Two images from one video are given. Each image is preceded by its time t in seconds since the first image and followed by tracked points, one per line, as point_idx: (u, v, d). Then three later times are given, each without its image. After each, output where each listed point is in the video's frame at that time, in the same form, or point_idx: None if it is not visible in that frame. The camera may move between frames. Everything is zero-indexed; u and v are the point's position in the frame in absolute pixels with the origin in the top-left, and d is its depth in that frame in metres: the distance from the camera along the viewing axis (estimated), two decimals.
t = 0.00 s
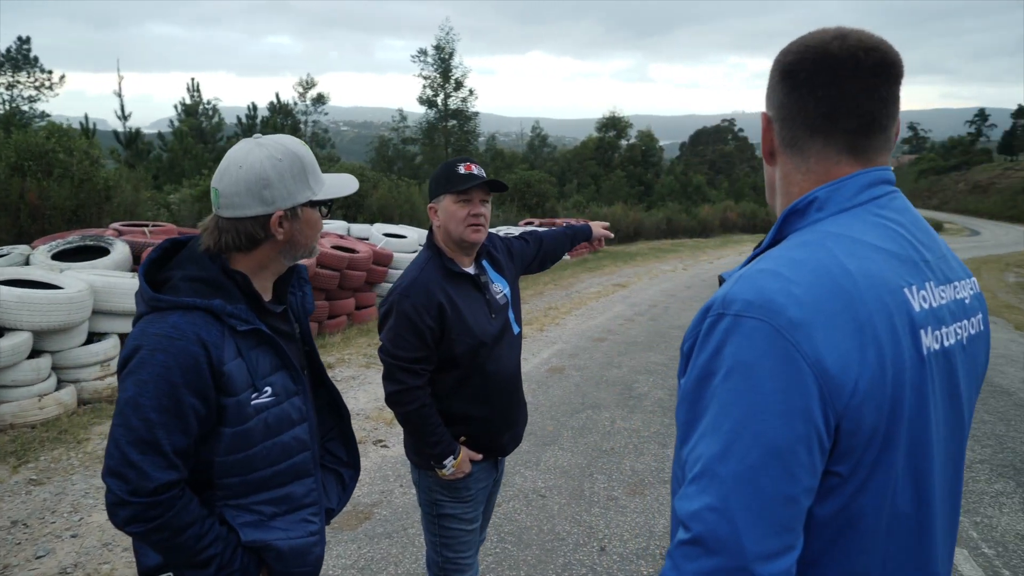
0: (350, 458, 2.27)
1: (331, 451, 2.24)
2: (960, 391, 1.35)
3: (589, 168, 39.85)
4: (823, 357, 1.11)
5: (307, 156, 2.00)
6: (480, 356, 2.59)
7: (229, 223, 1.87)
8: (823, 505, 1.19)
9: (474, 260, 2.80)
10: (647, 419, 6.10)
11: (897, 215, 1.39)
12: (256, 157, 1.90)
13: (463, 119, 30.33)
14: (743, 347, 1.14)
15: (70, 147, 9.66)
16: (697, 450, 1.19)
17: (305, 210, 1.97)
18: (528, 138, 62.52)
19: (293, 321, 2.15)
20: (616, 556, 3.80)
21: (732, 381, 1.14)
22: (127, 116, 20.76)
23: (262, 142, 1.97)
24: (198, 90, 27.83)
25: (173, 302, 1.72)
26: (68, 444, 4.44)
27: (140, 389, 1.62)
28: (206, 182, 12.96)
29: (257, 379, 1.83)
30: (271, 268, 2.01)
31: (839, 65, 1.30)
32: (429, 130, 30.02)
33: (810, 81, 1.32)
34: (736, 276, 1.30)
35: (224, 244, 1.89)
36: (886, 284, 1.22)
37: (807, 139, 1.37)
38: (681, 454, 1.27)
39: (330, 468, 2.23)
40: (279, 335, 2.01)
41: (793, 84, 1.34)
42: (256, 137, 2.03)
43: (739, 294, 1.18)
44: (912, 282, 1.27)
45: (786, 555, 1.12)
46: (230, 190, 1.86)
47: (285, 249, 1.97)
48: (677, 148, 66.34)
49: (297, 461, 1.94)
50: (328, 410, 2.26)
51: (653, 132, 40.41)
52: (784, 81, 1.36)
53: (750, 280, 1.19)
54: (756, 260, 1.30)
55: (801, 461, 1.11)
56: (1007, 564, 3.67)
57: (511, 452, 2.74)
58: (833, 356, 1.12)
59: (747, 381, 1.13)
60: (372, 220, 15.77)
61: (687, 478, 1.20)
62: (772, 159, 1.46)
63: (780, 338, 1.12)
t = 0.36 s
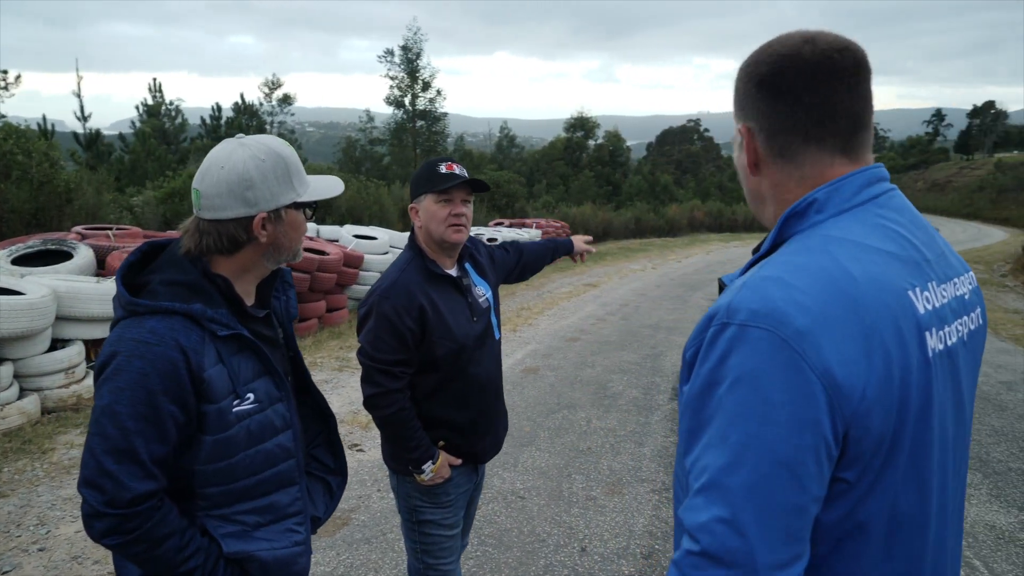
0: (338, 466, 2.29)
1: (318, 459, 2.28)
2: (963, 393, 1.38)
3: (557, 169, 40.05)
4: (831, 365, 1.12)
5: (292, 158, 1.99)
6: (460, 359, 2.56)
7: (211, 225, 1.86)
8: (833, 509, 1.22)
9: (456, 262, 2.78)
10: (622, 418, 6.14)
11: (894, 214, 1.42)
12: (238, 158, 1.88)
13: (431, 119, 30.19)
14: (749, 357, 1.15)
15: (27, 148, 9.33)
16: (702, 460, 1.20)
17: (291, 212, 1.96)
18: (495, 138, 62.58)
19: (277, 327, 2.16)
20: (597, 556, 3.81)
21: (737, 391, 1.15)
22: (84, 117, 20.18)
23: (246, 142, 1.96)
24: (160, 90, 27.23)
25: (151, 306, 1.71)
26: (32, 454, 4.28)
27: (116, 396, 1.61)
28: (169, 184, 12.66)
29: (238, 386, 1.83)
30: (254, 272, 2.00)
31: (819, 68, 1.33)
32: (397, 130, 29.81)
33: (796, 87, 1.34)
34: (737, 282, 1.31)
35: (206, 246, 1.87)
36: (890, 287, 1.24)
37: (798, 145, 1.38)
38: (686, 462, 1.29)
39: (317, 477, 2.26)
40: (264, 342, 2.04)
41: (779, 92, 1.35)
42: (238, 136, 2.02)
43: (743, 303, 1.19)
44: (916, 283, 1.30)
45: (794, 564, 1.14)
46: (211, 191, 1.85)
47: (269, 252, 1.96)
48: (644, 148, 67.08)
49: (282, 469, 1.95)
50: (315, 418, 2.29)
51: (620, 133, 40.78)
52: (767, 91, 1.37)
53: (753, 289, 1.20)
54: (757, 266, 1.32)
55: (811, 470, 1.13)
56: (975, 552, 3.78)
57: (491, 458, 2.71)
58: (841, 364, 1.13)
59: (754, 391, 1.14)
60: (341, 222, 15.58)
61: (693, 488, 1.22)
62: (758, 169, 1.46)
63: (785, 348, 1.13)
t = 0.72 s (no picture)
0: (325, 470, 2.29)
1: (305, 462, 2.26)
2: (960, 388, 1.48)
3: (528, 169, 40.19)
4: (860, 361, 1.16)
5: (272, 155, 1.97)
6: (437, 359, 2.53)
7: (190, 223, 1.84)
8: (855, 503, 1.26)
9: (437, 263, 2.77)
10: (599, 417, 6.18)
11: (889, 211, 1.49)
12: (217, 155, 1.87)
13: (401, 120, 30.02)
14: (780, 357, 1.16)
15: None
16: (724, 463, 1.19)
17: (270, 210, 1.94)
18: (466, 139, 62.42)
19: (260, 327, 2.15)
20: (579, 554, 3.82)
21: (767, 393, 1.16)
22: (43, 117, 19.62)
23: (224, 139, 1.94)
24: (122, 90, 26.62)
25: (128, 306, 1.69)
26: None
27: (92, 398, 1.58)
28: (134, 185, 12.38)
29: (218, 387, 1.80)
30: (235, 271, 1.98)
31: (848, 69, 1.45)
32: (367, 131, 29.57)
33: (841, 78, 1.42)
34: (751, 282, 1.33)
35: (186, 244, 1.86)
36: (901, 283, 1.29)
37: (830, 130, 1.43)
38: (701, 466, 1.28)
39: (303, 480, 2.24)
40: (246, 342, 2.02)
41: (828, 77, 1.40)
42: (218, 134, 2.00)
43: (769, 302, 1.20)
44: (921, 278, 1.36)
45: (824, 565, 1.15)
46: (190, 188, 1.83)
47: (249, 251, 1.94)
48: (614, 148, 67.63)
49: (266, 472, 1.92)
50: (302, 421, 2.29)
51: (590, 133, 41.05)
52: (813, 74, 1.40)
53: (777, 289, 1.22)
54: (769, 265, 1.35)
55: (843, 467, 1.15)
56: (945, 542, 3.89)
57: (471, 465, 2.65)
58: (869, 361, 1.17)
59: (785, 391, 1.14)
60: (311, 223, 15.40)
61: (715, 492, 1.20)
62: (782, 153, 1.45)
63: (817, 346, 1.15)
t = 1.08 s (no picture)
0: (325, 473, 2.34)
1: (305, 465, 2.32)
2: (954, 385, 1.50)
3: (510, 169, 40.24)
4: (850, 338, 1.21)
5: (249, 149, 1.97)
6: (420, 354, 2.51)
7: (170, 219, 1.89)
8: (839, 481, 1.30)
9: (429, 262, 2.75)
10: (585, 416, 6.21)
11: (884, 203, 1.54)
12: (190, 151, 1.90)
13: (382, 121, 29.90)
14: (772, 326, 1.22)
15: None
16: (710, 426, 1.26)
17: (245, 203, 1.93)
18: (447, 140, 62.36)
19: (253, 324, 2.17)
20: (567, 553, 3.84)
21: (756, 359, 1.22)
22: (17, 120, 19.29)
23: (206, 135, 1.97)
24: (97, 91, 26.22)
25: (113, 299, 1.71)
26: None
27: (77, 390, 1.60)
28: (112, 188, 12.20)
29: (205, 381, 1.81)
30: (222, 266, 2.00)
31: (847, 64, 1.49)
32: (347, 132, 29.42)
33: (839, 74, 1.47)
34: (752, 262, 1.39)
35: (165, 241, 1.90)
36: (894, 269, 1.34)
37: (822, 124, 1.49)
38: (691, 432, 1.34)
39: (302, 482, 2.31)
40: (239, 340, 2.03)
41: (819, 72, 1.46)
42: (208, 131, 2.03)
43: (766, 277, 1.27)
44: (914, 267, 1.42)
45: (793, 530, 1.20)
46: (167, 185, 1.89)
47: (229, 246, 1.95)
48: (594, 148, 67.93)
49: (256, 470, 1.91)
50: (300, 425, 2.34)
51: (571, 135, 41.19)
52: (806, 69, 1.47)
53: (777, 265, 1.28)
54: (768, 247, 1.41)
55: (824, 437, 1.19)
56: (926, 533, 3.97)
57: (453, 466, 2.61)
58: (860, 340, 1.21)
59: (774, 360, 1.20)
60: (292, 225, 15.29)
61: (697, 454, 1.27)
62: (773, 148, 1.54)
63: (811, 319, 1.21)
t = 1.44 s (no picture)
0: (325, 473, 2.36)
1: (306, 465, 2.35)
2: (933, 360, 1.54)
3: (499, 170, 40.25)
4: (828, 323, 1.24)
5: (266, 157, 2.01)
6: (415, 360, 2.51)
7: (187, 225, 1.87)
8: (834, 467, 1.33)
9: (422, 264, 2.77)
10: (577, 415, 6.23)
11: (859, 194, 1.58)
12: (214, 157, 1.89)
13: (371, 122, 29.82)
14: (753, 319, 1.25)
15: None
16: (708, 424, 1.29)
17: (267, 211, 1.98)
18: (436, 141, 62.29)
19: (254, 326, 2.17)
20: (562, 551, 3.86)
21: (742, 353, 1.25)
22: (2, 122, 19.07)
23: (219, 141, 1.96)
24: (83, 92, 25.98)
25: (110, 301, 1.71)
26: None
27: (72, 392, 1.60)
28: (99, 190, 12.10)
29: (202, 384, 1.80)
30: (228, 271, 2.01)
31: (843, 69, 1.54)
32: (336, 133, 29.32)
33: (833, 75, 1.51)
34: (732, 257, 1.42)
35: (183, 246, 1.89)
36: (868, 256, 1.38)
37: (814, 124, 1.53)
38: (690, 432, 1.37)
39: (303, 483, 2.34)
40: (237, 342, 2.03)
41: (818, 72, 1.50)
42: (211, 135, 2.02)
43: (742, 271, 1.30)
44: (888, 253, 1.46)
45: (804, 519, 1.22)
46: (185, 192, 1.86)
47: (245, 252, 1.98)
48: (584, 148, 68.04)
49: (253, 472, 1.91)
50: (300, 426, 2.34)
51: (560, 135, 41.24)
52: (805, 69, 1.51)
53: (752, 259, 1.31)
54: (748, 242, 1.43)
55: (815, 425, 1.22)
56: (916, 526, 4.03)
57: (454, 470, 2.61)
58: (837, 326, 1.25)
59: (759, 353, 1.23)
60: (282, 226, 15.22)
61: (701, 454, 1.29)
62: (766, 142, 1.56)
63: (788, 308, 1.24)
